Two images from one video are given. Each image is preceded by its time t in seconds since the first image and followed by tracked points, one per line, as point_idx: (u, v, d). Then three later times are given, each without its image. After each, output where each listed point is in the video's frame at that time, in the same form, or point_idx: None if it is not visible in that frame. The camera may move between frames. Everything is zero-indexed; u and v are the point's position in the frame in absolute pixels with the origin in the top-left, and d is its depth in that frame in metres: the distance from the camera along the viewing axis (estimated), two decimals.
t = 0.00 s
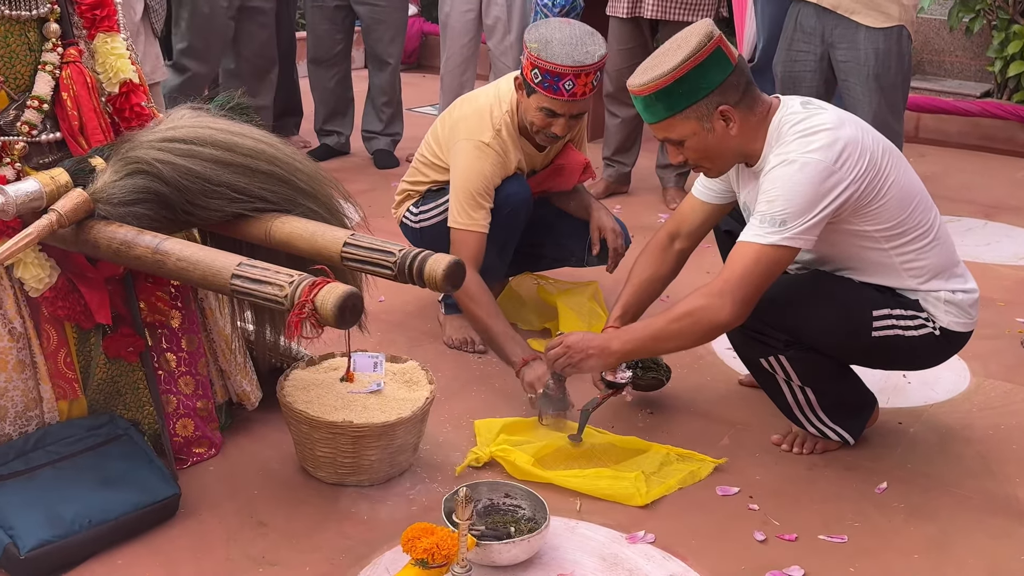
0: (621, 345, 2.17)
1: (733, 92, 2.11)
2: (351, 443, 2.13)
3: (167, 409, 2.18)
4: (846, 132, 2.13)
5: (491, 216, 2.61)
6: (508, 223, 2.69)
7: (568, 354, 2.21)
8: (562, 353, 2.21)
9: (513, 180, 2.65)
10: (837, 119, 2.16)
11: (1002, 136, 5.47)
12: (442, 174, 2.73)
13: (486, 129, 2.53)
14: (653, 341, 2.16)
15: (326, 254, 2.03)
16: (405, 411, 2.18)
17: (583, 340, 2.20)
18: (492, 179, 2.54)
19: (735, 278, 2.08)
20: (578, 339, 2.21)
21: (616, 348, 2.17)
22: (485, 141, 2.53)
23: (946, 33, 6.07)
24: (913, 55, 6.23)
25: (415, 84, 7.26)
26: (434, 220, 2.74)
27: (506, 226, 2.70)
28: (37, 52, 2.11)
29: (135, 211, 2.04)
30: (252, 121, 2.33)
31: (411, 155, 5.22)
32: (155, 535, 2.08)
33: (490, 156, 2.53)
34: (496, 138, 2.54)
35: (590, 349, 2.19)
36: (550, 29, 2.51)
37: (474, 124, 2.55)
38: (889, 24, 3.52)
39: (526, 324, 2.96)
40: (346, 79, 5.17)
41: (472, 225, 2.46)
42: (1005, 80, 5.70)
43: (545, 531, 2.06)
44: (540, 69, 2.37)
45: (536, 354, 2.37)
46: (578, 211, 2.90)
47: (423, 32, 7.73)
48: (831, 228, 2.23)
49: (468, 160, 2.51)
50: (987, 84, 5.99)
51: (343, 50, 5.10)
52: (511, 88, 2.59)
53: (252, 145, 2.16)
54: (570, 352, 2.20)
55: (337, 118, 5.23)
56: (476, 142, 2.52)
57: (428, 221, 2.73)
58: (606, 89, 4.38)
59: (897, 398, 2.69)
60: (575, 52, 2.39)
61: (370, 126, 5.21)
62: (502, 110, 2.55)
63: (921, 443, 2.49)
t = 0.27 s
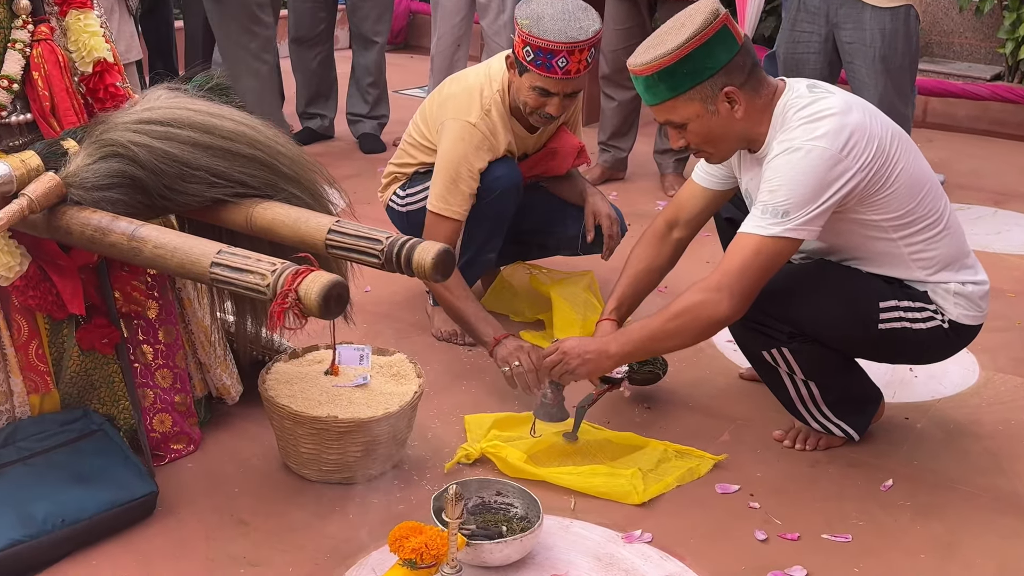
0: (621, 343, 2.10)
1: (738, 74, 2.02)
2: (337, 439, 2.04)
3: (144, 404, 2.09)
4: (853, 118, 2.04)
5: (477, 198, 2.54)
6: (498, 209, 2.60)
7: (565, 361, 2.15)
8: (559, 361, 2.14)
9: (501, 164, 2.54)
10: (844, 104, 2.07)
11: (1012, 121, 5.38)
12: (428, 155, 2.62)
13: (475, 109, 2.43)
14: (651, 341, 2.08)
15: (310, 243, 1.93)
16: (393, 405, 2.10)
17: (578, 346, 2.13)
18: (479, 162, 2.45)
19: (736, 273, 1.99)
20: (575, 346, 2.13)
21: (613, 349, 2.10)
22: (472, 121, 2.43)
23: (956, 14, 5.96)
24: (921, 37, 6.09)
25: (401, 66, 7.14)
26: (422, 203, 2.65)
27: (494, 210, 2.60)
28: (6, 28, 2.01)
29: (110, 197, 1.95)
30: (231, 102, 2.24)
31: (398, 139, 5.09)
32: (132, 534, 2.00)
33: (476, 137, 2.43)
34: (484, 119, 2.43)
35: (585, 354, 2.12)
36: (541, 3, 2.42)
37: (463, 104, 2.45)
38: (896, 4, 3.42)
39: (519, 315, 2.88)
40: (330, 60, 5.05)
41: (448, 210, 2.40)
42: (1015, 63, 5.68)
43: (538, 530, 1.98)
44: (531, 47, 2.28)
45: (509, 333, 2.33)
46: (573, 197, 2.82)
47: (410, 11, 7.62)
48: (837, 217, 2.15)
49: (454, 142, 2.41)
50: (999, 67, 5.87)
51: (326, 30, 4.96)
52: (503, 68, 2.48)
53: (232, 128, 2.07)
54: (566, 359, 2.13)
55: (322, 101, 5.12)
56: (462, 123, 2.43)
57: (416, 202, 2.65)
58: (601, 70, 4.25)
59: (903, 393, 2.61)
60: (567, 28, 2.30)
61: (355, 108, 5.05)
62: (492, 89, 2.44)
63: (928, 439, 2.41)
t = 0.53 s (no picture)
0: (618, 335, 2.01)
1: (747, 53, 1.92)
2: (321, 435, 1.94)
3: (118, 398, 1.98)
4: (863, 100, 1.92)
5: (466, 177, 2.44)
6: (489, 193, 2.49)
7: (556, 360, 2.04)
8: (550, 360, 2.04)
9: (493, 141, 2.44)
10: (854, 84, 1.95)
11: None
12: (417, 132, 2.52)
13: (465, 82, 2.34)
14: (649, 333, 1.99)
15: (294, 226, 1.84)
16: (380, 400, 1.99)
17: (570, 345, 2.03)
18: (469, 138, 2.36)
19: (737, 261, 1.91)
20: (567, 346, 2.03)
21: (607, 343, 2.01)
22: (462, 95, 2.34)
23: None
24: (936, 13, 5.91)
25: (390, 45, 6.99)
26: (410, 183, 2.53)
27: (483, 192, 2.49)
28: None
29: (82, 179, 1.85)
30: (210, 79, 2.14)
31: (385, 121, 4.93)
32: (105, 534, 1.89)
33: (466, 112, 2.35)
34: (475, 93, 2.35)
35: (577, 353, 2.03)
36: None
37: (454, 77, 2.36)
38: None
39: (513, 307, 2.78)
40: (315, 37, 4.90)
41: (432, 186, 2.32)
42: None
43: (532, 531, 1.88)
44: (523, 14, 2.18)
45: (494, 322, 2.26)
46: (569, 180, 2.72)
47: None
48: (845, 204, 2.04)
49: (444, 118, 2.33)
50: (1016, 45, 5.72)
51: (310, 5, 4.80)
52: (497, 42, 2.39)
53: (211, 107, 1.97)
54: (559, 359, 2.03)
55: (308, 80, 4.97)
56: (452, 96, 2.34)
57: (405, 181, 2.53)
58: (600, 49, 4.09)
59: (916, 387, 2.51)
60: None
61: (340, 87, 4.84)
62: (485, 63, 2.35)
63: (942, 436, 2.31)
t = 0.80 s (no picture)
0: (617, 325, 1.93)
1: (746, 37, 1.83)
2: (308, 427, 1.87)
3: (95, 389, 1.90)
4: (868, 82, 1.83)
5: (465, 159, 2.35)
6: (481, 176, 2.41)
7: (552, 364, 1.96)
8: (546, 365, 1.95)
9: (488, 121, 2.36)
10: (859, 64, 1.85)
11: None
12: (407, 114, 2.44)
13: (459, 60, 2.27)
14: (647, 326, 1.91)
15: (279, 210, 1.76)
16: (369, 392, 1.92)
17: (565, 345, 1.95)
18: (465, 118, 2.28)
19: (738, 249, 1.83)
20: (563, 348, 1.95)
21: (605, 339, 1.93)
22: (456, 73, 2.26)
23: None
24: None
25: (382, 23, 6.87)
26: (400, 165, 2.44)
27: (481, 172, 2.40)
28: None
29: (57, 160, 1.77)
30: (191, 57, 2.07)
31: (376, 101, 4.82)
32: (81, 531, 1.81)
33: (461, 91, 2.27)
34: (469, 71, 2.28)
35: (571, 353, 1.94)
36: None
37: (446, 55, 2.28)
38: None
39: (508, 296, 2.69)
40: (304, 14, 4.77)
41: (442, 168, 2.20)
42: None
43: (527, 527, 1.80)
44: None
45: (490, 343, 2.21)
46: (565, 164, 2.63)
47: None
48: (851, 188, 1.96)
49: (440, 96, 2.25)
50: None
51: None
52: (492, 21, 2.33)
53: (192, 85, 1.89)
54: (555, 366, 1.95)
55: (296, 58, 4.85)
56: (446, 75, 2.26)
57: (394, 163, 2.44)
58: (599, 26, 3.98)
59: (927, 379, 2.43)
60: None
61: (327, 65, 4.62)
62: (479, 40, 2.28)
63: (953, 430, 2.23)
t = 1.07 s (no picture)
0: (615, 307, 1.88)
1: (740, 23, 1.74)
2: (297, 416, 1.81)
3: (77, 378, 1.84)
4: (877, 58, 1.77)
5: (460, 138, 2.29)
6: (478, 155, 2.34)
7: (549, 337, 1.93)
8: (542, 337, 1.92)
9: (481, 100, 2.30)
10: (867, 40, 1.79)
11: None
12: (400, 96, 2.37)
13: (452, 36, 2.21)
14: (649, 310, 1.85)
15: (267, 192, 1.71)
16: (360, 380, 1.86)
17: (564, 319, 1.91)
18: (459, 96, 2.23)
19: (744, 232, 1.76)
20: (562, 321, 1.91)
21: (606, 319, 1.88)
22: (450, 49, 2.20)
23: None
24: None
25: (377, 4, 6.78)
26: (392, 148, 2.38)
27: (475, 153, 2.34)
28: None
29: (37, 140, 1.71)
30: (173, 33, 2.01)
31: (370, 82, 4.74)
32: (63, 523, 1.76)
33: (455, 68, 2.21)
34: (464, 47, 2.22)
35: (570, 329, 1.90)
36: None
37: (440, 31, 2.22)
38: None
39: (503, 283, 2.62)
40: None
41: (438, 146, 2.16)
42: None
43: (523, 520, 1.74)
44: None
45: (497, 325, 2.08)
46: (561, 147, 2.57)
47: None
48: (857, 169, 1.89)
49: (434, 72, 2.19)
50: None
51: None
52: None
53: (176, 63, 1.84)
54: (553, 341, 1.91)
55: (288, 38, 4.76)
56: (439, 52, 2.20)
57: (385, 146, 2.38)
58: (598, 4, 3.91)
59: (935, 367, 2.37)
60: None
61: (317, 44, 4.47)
62: (473, 16, 2.22)
63: (962, 420, 2.18)
